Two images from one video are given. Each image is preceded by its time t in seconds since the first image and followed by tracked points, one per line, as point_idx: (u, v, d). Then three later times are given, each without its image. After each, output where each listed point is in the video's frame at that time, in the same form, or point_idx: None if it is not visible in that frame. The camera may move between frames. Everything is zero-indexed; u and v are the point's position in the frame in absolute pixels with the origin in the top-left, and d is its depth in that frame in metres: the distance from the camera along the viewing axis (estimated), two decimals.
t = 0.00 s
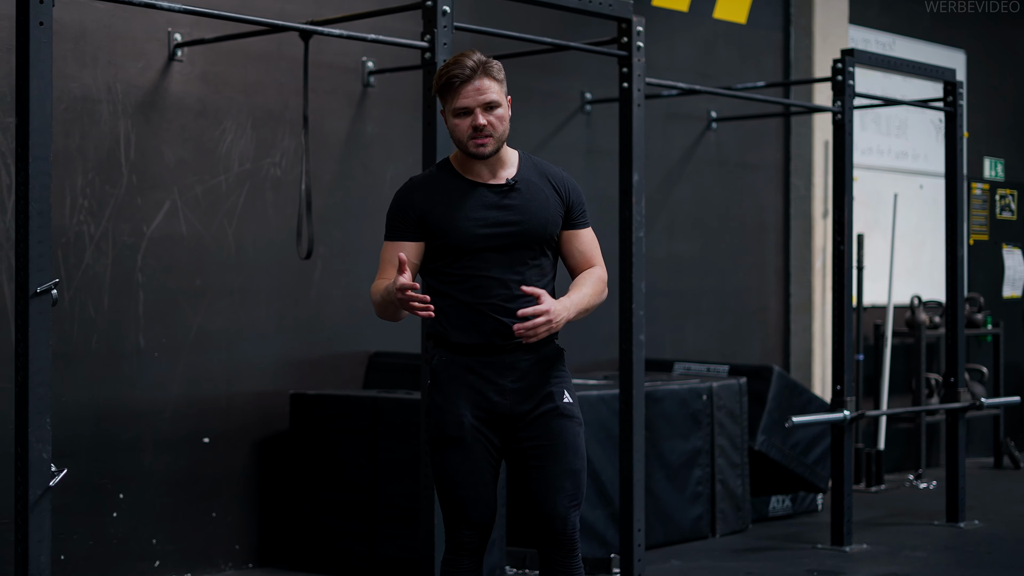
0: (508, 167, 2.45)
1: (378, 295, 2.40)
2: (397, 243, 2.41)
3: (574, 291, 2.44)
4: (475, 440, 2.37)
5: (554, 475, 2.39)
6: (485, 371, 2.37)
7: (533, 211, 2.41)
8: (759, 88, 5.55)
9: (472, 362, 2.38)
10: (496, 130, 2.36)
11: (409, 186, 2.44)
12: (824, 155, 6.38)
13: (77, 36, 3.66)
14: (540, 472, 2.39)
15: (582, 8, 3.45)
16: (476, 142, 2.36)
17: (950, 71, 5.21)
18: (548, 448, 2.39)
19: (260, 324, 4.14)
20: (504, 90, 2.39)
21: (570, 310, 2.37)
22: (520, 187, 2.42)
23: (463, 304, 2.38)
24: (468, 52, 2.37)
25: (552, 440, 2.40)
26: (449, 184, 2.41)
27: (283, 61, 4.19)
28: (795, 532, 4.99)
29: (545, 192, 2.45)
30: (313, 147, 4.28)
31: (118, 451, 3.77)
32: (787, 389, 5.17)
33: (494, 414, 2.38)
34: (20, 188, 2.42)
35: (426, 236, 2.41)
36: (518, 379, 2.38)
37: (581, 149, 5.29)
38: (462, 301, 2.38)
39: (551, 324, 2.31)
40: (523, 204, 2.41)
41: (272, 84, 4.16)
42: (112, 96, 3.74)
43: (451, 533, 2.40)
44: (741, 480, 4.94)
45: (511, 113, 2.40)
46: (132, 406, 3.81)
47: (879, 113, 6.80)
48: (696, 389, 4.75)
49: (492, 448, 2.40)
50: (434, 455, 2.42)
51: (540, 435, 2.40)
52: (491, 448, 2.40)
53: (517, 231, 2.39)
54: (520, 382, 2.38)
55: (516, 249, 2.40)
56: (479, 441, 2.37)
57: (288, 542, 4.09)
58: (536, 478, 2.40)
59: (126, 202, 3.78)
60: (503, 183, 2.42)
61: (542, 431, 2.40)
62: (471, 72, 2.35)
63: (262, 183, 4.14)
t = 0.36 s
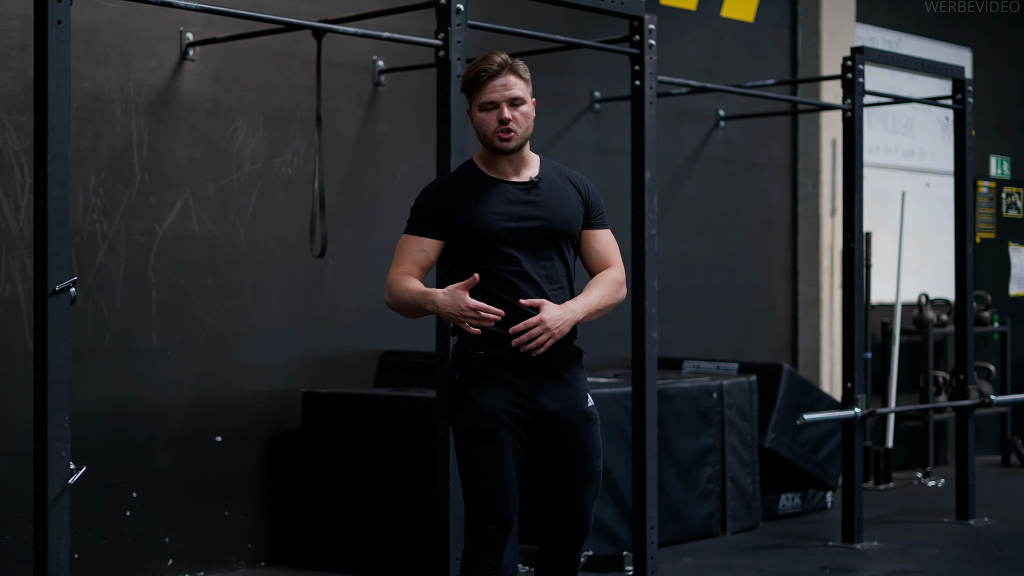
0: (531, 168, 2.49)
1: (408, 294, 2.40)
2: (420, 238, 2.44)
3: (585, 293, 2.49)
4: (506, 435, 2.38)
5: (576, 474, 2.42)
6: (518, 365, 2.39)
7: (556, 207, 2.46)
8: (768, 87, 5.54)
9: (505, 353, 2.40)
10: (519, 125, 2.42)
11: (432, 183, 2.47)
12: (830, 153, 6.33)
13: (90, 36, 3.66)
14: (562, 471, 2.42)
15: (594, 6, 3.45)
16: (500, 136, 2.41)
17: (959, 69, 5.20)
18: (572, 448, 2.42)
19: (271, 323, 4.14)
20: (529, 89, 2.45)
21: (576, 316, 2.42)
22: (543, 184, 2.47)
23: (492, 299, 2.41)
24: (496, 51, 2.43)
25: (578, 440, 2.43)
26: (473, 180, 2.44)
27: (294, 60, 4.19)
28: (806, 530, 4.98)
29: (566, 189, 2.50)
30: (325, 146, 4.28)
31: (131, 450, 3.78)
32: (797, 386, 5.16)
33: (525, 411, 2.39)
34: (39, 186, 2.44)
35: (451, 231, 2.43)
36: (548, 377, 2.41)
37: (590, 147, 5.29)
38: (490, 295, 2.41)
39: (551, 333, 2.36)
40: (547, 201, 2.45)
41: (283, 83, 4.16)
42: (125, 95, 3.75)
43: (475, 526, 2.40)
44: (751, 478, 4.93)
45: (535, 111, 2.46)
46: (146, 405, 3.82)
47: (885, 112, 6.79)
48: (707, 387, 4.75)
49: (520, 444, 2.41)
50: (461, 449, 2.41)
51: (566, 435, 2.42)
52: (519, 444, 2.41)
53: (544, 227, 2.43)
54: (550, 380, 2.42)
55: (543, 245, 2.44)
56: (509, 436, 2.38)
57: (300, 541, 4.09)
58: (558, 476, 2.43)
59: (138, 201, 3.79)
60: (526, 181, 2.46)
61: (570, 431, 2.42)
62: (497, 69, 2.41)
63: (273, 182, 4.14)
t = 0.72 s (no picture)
0: (569, 173, 2.64)
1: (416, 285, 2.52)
2: (455, 228, 2.55)
3: (611, 300, 2.67)
4: (525, 424, 2.52)
5: (579, 465, 2.60)
6: (541, 357, 2.54)
7: (588, 214, 2.61)
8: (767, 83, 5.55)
9: (530, 346, 2.54)
10: (564, 129, 2.56)
11: (473, 175, 2.57)
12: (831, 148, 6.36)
13: (91, 32, 3.66)
14: (568, 462, 2.59)
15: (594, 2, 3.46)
16: (545, 136, 2.55)
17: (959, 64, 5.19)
18: (578, 440, 2.60)
19: (272, 318, 4.15)
20: (577, 96, 2.59)
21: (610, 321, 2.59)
22: (578, 191, 2.62)
23: (522, 293, 2.54)
24: (551, 55, 2.57)
25: (581, 432, 2.60)
26: (514, 177, 2.57)
27: (295, 56, 4.19)
28: (806, 525, 4.99)
29: (598, 198, 2.66)
30: (326, 141, 4.29)
31: (133, 445, 3.79)
32: (796, 381, 5.17)
33: (545, 403, 2.53)
34: (42, 181, 2.46)
35: (486, 225, 2.55)
36: (568, 372, 2.56)
37: (589, 143, 5.28)
38: (521, 289, 2.54)
39: (593, 333, 2.51)
40: (581, 207, 2.60)
41: (284, 79, 4.16)
42: (126, 91, 3.75)
43: (486, 513, 2.51)
44: (751, 474, 4.94)
45: (581, 118, 2.60)
46: (147, 400, 3.82)
47: (884, 108, 6.80)
48: (707, 382, 4.76)
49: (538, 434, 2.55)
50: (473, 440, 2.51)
51: (575, 428, 2.59)
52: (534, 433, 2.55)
53: (576, 230, 2.58)
54: (570, 375, 2.56)
55: (572, 248, 2.59)
56: (528, 426, 2.52)
57: (300, 537, 4.10)
58: (565, 467, 2.59)
59: (139, 197, 3.79)
60: (564, 185, 2.61)
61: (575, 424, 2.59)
62: (551, 72, 2.56)
63: (274, 178, 4.15)
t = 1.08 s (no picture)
0: (545, 164, 2.65)
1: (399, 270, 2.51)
2: (431, 212, 2.55)
3: (583, 292, 2.68)
4: (488, 406, 2.53)
5: (544, 450, 2.60)
6: (510, 343, 2.55)
7: (563, 205, 2.63)
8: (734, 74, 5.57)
9: (500, 331, 2.54)
10: (541, 120, 2.57)
11: (451, 160, 2.57)
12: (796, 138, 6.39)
13: (54, 20, 3.63)
14: (532, 447, 2.60)
15: None
16: (522, 127, 2.56)
17: (923, 56, 5.24)
18: (545, 426, 2.60)
19: (238, 309, 4.13)
20: (556, 88, 2.60)
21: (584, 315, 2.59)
22: (553, 181, 2.63)
23: (494, 278, 2.55)
24: (531, 46, 2.56)
25: (550, 419, 2.60)
26: (492, 165, 2.57)
27: (260, 46, 4.17)
28: (771, 515, 5.04)
29: (572, 189, 2.67)
30: (292, 132, 4.27)
31: (97, 437, 3.76)
32: (762, 371, 5.21)
33: (510, 387, 2.55)
34: (4, 171, 2.44)
35: (462, 211, 2.55)
36: (536, 358, 2.57)
37: (557, 134, 5.29)
38: (494, 275, 2.55)
39: (567, 325, 2.51)
40: (556, 197, 2.62)
41: (249, 69, 4.14)
42: (89, 81, 3.72)
43: (440, 493, 2.54)
44: (717, 463, 4.98)
45: (558, 109, 2.61)
46: (112, 391, 3.80)
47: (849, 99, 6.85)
48: (673, 372, 4.78)
49: (501, 417, 2.57)
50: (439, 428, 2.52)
51: (541, 414, 2.60)
52: (498, 416, 2.56)
53: (550, 220, 2.60)
54: (537, 361, 2.57)
55: (545, 236, 2.61)
56: (490, 408, 2.54)
57: (267, 529, 4.09)
58: (528, 450, 2.60)
59: (103, 187, 3.76)
60: (540, 176, 2.62)
61: (542, 411, 2.60)
62: (530, 63, 2.55)
63: (240, 168, 4.13)
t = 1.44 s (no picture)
0: (532, 163, 2.63)
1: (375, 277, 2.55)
2: (418, 219, 2.57)
3: (579, 288, 2.67)
4: (484, 406, 2.53)
5: (541, 450, 2.60)
6: (504, 344, 2.55)
7: (553, 202, 2.61)
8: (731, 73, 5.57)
9: (494, 333, 2.54)
10: (519, 120, 2.55)
11: (438, 166, 2.58)
12: (793, 138, 6.39)
13: (50, 18, 3.62)
14: (530, 446, 2.60)
15: None
16: (500, 130, 2.54)
17: (920, 56, 5.24)
18: (542, 425, 2.60)
19: (234, 308, 4.13)
20: (532, 86, 2.58)
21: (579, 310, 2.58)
22: (542, 179, 2.61)
23: (486, 282, 2.55)
24: (500, 49, 2.56)
25: (547, 418, 2.60)
26: (475, 168, 2.57)
27: (257, 44, 4.17)
28: (768, 514, 5.04)
29: (564, 185, 2.65)
30: (289, 130, 4.26)
31: (93, 435, 3.76)
32: (759, 371, 5.21)
33: (506, 387, 2.55)
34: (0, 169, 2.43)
35: (451, 217, 2.56)
36: (533, 358, 2.57)
37: (554, 133, 5.29)
38: (486, 278, 2.55)
39: (560, 321, 2.50)
40: (545, 195, 2.60)
41: (246, 67, 4.14)
42: (86, 79, 3.71)
43: (437, 494, 2.54)
44: (713, 463, 4.99)
45: (537, 108, 2.59)
46: (108, 390, 3.79)
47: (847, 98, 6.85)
48: (670, 372, 4.78)
49: (497, 417, 2.57)
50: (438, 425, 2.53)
51: (538, 414, 2.60)
52: (494, 415, 2.56)
53: (540, 220, 2.58)
54: (533, 361, 2.57)
55: (536, 237, 2.59)
56: (486, 409, 2.54)
57: (264, 527, 4.08)
58: (525, 450, 2.60)
59: (99, 185, 3.75)
60: (527, 174, 2.60)
61: (540, 409, 2.60)
62: (500, 66, 2.54)
63: (236, 166, 4.12)
